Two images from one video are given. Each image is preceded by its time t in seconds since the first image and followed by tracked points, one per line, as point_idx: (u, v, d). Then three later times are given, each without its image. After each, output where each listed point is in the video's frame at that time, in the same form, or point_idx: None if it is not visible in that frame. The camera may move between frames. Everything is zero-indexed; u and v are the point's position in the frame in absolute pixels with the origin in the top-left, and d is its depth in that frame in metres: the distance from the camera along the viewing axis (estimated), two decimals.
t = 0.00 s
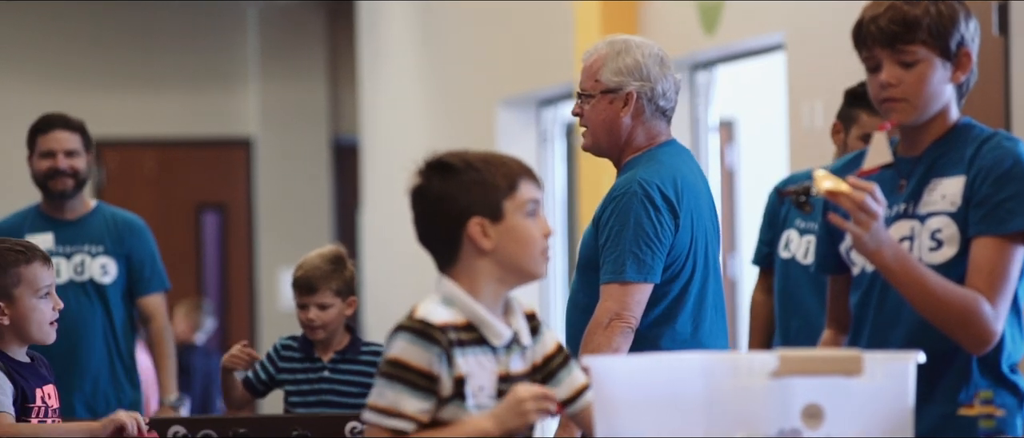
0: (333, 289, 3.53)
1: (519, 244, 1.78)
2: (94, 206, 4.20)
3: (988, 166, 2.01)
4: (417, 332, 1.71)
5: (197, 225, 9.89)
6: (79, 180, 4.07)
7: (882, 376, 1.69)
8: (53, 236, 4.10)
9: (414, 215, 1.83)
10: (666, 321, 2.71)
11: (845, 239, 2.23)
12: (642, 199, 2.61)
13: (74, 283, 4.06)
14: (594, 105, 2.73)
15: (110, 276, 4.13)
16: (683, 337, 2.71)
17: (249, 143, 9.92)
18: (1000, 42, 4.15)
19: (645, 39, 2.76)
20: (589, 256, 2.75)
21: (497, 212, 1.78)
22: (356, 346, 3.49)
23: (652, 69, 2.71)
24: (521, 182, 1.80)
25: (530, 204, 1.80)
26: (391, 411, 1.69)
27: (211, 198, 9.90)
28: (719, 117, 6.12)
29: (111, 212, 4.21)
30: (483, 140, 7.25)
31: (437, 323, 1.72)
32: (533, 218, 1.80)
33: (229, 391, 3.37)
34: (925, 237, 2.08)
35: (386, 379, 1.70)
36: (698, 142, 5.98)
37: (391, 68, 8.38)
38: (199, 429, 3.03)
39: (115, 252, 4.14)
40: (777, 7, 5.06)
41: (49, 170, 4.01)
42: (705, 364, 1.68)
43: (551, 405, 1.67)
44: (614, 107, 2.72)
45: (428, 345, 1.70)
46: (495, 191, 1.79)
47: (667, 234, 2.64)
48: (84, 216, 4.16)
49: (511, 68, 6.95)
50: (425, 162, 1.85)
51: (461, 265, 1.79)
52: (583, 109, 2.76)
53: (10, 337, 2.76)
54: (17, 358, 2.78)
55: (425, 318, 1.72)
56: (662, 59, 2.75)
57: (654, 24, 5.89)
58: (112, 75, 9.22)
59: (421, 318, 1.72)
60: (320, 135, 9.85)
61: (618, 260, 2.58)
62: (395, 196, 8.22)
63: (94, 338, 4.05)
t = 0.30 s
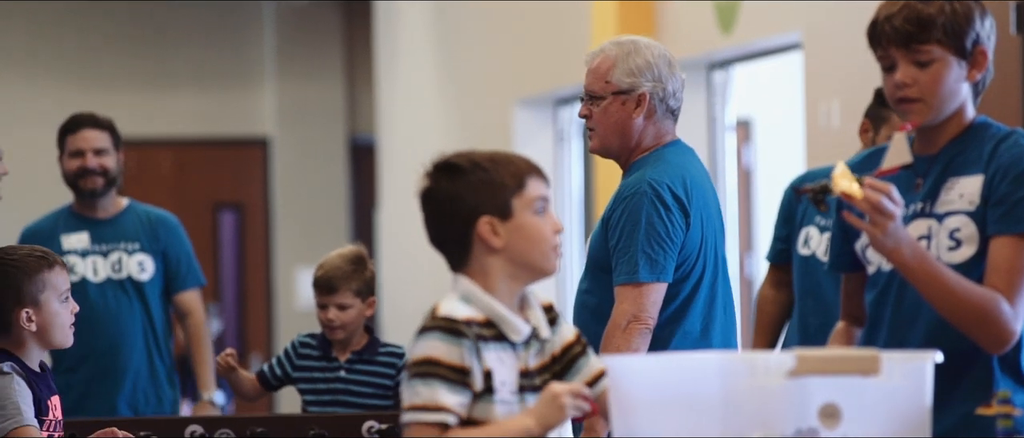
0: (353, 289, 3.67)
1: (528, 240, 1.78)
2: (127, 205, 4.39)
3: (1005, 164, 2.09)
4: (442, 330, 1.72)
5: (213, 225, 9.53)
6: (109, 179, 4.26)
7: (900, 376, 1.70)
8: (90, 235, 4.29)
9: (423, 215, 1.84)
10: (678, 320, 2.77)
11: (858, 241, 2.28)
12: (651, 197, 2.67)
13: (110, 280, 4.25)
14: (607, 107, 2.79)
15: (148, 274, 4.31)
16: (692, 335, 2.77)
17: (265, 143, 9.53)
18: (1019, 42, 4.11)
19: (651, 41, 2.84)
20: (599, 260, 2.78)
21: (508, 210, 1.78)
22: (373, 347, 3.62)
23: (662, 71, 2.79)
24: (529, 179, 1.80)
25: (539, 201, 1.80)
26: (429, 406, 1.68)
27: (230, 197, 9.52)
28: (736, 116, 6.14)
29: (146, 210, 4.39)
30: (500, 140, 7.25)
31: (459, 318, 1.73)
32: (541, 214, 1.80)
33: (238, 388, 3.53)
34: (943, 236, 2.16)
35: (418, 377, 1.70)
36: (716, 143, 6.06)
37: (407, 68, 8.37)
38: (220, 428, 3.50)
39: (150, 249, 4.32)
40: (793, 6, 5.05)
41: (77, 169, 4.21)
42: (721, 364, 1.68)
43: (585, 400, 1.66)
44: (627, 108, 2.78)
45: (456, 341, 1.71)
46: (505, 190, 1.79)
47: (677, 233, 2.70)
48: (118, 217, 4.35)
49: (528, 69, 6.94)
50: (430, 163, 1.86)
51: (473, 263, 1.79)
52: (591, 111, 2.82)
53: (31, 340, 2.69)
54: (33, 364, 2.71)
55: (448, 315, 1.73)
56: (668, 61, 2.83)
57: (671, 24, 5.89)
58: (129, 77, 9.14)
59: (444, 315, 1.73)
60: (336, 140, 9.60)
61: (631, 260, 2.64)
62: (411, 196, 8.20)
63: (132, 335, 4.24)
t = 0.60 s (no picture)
0: (374, 290, 3.69)
1: (543, 234, 1.92)
2: (156, 203, 4.42)
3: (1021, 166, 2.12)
4: (462, 328, 1.87)
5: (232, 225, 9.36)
6: (134, 178, 4.28)
7: (918, 375, 1.75)
8: (122, 235, 4.32)
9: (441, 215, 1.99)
10: (692, 318, 2.78)
11: (872, 238, 2.31)
12: (665, 194, 2.68)
13: (143, 280, 4.30)
14: (617, 107, 2.83)
15: (179, 272, 4.35)
16: (705, 334, 2.78)
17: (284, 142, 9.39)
18: None
19: (657, 42, 2.89)
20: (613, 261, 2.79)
21: (521, 207, 1.92)
22: (392, 348, 3.63)
23: (671, 69, 2.85)
24: (541, 176, 1.95)
25: (553, 196, 1.95)
26: (456, 405, 1.83)
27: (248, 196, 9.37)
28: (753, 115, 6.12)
29: (175, 207, 4.42)
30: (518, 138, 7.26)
31: (478, 316, 1.88)
32: (557, 210, 1.95)
33: (260, 388, 3.55)
34: (958, 237, 2.19)
35: (443, 377, 1.85)
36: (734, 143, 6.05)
37: (425, 67, 8.37)
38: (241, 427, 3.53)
39: (181, 247, 4.36)
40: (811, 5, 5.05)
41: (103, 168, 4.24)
42: (740, 363, 1.75)
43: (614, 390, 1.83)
44: (638, 107, 2.82)
45: (476, 338, 1.86)
46: (518, 187, 1.93)
47: (692, 229, 2.71)
48: (147, 215, 4.38)
49: (546, 68, 6.94)
50: (446, 164, 2.01)
51: (490, 260, 1.95)
52: (602, 111, 2.86)
53: (47, 331, 2.69)
54: (46, 355, 2.71)
55: (467, 314, 1.88)
56: (674, 62, 2.88)
57: (688, 23, 5.89)
58: (142, 74, 9.02)
59: (463, 315, 1.88)
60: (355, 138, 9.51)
61: (648, 258, 2.64)
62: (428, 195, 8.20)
63: (165, 336, 4.31)
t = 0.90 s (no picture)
0: (389, 289, 3.70)
1: (562, 234, 1.91)
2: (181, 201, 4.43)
3: None
4: (481, 333, 1.84)
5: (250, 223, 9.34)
6: (147, 177, 4.30)
7: (934, 374, 1.71)
8: (148, 235, 4.33)
9: (461, 215, 1.97)
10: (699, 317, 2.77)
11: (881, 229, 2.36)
12: (679, 192, 2.68)
13: (169, 280, 4.30)
14: (621, 107, 2.79)
15: (204, 271, 4.35)
16: (711, 334, 2.78)
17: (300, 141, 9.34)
18: None
19: (657, 44, 2.87)
20: (618, 262, 2.75)
21: (538, 206, 1.91)
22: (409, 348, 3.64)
23: (672, 72, 2.84)
24: (557, 174, 1.94)
25: (571, 194, 1.94)
26: (477, 413, 1.81)
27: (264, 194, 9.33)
28: (770, 115, 6.16)
29: (201, 205, 4.43)
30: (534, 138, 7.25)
31: (497, 321, 1.85)
32: (574, 208, 1.93)
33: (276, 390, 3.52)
34: (970, 235, 2.20)
35: (465, 386, 1.82)
36: (750, 142, 6.05)
37: (442, 68, 8.36)
38: (254, 426, 3.53)
39: (206, 246, 4.37)
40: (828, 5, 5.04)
41: (115, 168, 4.31)
42: (757, 362, 1.68)
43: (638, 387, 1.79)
44: (642, 109, 2.79)
45: (496, 343, 1.83)
46: (534, 186, 1.92)
47: (705, 226, 2.72)
48: (173, 214, 4.39)
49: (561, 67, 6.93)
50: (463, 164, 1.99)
51: (510, 260, 1.93)
52: (604, 113, 2.82)
53: (53, 320, 2.70)
54: (53, 344, 2.71)
55: (487, 319, 1.85)
56: (673, 67, 2.87)
57: (705, 23, 5.88)
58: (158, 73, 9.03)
59: (483, 320, 1.85)
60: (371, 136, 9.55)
61: (665, 256, 2.63)
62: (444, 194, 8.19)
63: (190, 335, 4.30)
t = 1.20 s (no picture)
0: (398, 290, 3.70)
1: (578, 234, 1.87)
2: (197, 203, 4.43)
3: None
4: (501, 333, 1.80)
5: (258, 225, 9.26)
6: (151, 181, 4.31)
7: (946, 375, 1.69)
8: (162, 237, 4.34)
9: (474, 217, 1.93)
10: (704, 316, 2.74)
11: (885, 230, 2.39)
12: (684, 190, 2.67)
13: (180, 283, 4.29)
14: (616, 109, 2.77)
15: (215, 274, 4.34)
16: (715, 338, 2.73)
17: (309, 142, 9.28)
18: None
19: (647, 48, 2.86)
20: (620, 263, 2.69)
21: (552, 206, 1.87)
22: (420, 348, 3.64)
23: (662, 77, 2.84)
24: (570, 173, 1.90)
25: (584, 193, 1.89)
26: (495, 414, 1.77)
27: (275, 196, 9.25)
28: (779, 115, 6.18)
29: (216, 207, 4.43)
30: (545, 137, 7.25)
31: (519, 321, 1.80)
32: (588, 206, 1.89)
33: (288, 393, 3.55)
34: (979, 236, 2.21)
35: (485, 385, 1.78)
36: (760, 143, 6.05)
37: (452, 68, 8.35)
38: (264, 427, 3.53)
39: (219, 250, 4.35)
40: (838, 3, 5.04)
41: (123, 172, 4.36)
42: (765, 362, 1.66)
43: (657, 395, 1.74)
44: (636, 111, 2.78)
45: (518, 343, 1.78)
46: (547, 186, 1.88)
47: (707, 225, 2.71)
48: (188, 216, 4.39)
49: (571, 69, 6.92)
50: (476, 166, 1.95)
51: (525, 260, 1.89)
52: (598, 115, 2.78)
53: (63, 326, 2.70)
54: (65, 350, 2.71)
55: (508, 319, 1.81)
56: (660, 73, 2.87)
57: (716, 25, 5.89)
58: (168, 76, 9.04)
59: (505, 320, 1.81)
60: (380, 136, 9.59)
61: (674, 253, 2.61)
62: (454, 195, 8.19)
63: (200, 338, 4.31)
